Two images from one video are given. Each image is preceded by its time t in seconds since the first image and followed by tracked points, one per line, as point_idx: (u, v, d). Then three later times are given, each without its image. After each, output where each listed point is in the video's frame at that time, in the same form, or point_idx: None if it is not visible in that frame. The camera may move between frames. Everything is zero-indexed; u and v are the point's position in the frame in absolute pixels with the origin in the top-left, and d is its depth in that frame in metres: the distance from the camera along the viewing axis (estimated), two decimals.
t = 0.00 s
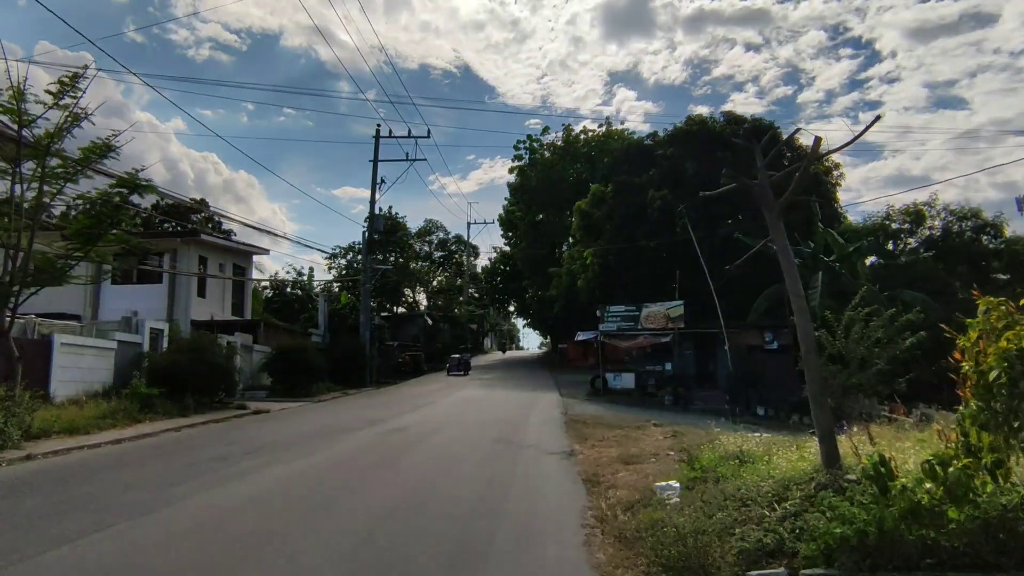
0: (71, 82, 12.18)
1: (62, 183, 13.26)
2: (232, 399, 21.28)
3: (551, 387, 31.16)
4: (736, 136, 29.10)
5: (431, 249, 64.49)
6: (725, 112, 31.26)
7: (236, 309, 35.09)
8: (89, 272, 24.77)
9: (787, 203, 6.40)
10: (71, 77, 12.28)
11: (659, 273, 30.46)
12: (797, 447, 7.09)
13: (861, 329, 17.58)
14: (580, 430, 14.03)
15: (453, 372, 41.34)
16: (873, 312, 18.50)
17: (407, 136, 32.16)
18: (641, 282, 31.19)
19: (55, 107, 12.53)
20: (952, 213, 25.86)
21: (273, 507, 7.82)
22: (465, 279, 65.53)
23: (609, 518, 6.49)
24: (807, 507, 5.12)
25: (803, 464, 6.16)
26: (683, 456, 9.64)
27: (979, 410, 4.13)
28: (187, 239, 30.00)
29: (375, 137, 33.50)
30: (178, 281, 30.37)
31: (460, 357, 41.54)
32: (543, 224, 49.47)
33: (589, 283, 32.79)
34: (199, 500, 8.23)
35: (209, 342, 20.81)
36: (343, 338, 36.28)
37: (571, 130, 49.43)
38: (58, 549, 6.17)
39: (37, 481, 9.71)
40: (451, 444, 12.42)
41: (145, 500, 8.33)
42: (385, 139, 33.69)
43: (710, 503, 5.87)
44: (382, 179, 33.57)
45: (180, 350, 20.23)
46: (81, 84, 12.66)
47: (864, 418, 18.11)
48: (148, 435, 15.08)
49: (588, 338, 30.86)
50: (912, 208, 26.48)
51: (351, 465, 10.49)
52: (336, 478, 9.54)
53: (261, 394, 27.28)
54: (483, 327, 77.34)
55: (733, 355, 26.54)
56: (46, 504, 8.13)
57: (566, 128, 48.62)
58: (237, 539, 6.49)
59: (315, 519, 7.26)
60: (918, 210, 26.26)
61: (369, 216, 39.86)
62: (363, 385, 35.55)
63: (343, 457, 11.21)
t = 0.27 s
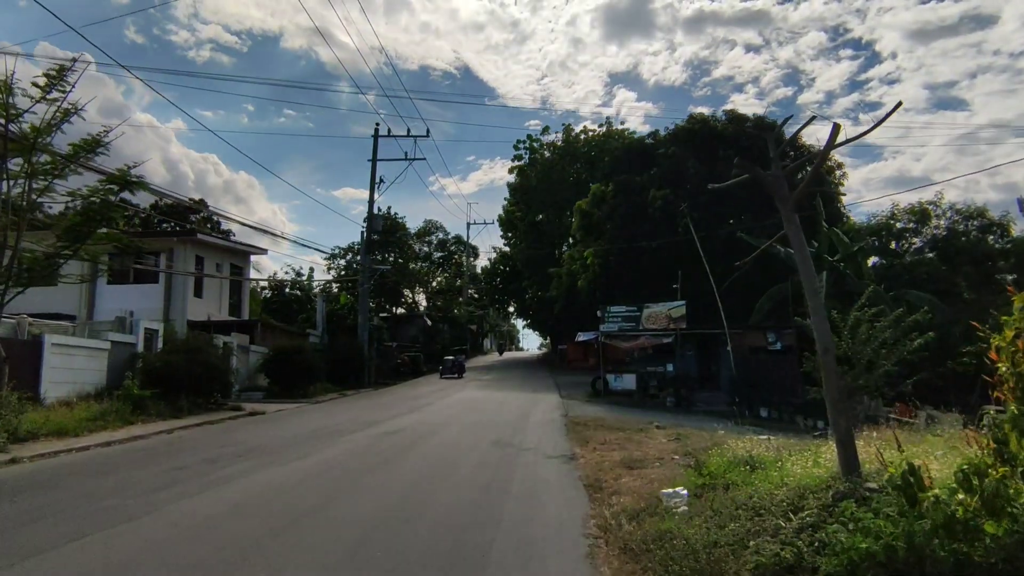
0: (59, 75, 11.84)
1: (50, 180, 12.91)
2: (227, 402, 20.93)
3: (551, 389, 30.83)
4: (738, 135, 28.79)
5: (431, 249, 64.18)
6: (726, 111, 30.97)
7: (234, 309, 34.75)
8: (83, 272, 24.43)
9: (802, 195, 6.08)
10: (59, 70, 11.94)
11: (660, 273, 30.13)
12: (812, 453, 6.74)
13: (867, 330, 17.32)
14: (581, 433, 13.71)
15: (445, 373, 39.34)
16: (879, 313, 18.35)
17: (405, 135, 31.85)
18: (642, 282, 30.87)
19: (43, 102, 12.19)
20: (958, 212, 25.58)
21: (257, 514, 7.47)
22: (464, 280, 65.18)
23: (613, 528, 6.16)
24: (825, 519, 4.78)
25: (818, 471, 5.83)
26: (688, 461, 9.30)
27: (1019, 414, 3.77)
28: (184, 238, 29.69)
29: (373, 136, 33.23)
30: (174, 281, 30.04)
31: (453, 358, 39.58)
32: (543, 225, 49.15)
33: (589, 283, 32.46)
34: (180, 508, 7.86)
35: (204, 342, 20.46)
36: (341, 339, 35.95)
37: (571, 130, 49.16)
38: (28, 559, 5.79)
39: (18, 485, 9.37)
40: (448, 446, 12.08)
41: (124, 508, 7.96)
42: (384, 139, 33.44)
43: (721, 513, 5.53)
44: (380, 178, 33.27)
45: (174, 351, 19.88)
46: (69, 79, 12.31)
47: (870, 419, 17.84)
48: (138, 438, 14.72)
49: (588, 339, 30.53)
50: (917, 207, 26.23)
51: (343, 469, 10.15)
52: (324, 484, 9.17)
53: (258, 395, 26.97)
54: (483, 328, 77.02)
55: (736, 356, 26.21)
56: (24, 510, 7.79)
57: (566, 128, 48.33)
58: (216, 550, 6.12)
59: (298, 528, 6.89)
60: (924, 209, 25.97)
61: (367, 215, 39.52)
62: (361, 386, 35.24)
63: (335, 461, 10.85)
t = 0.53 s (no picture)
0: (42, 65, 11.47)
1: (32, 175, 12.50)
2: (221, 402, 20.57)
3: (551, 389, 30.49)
4: (739, 134, 28.48)
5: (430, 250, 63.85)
6: (727, 109, 30.65)
7: (230, 309, 34.36)
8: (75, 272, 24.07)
9: (815, 183, 5.76)
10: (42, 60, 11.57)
11: (661, 273, 29.79)
12: (826, 460, 6.40)
13: (871, 330, 17.01)
14: (581, 435, 13.37)
15: (437, 376, 37.40)
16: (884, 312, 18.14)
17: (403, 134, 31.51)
18: (643, 282, 30.53)
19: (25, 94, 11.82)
20: (963, 212, 24.96)
21: (240, 521, 7.16)
22: (464, 280, 64.81)
23: (614, 539, 5.81)
24: (843, 532, 4.45)
25: (832, 478, 5.50)
26: (692, 466, 8.97)
27: None
28: (178, 237, 29.33)
29: (370, 134, 32.85)
30: (169, 280, 29.67)
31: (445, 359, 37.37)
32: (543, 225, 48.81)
33: (588, 282, 32.11)
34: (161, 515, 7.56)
35: (197, 343, 20.09)
36: (338, 339, 35.58)
37: (570, 129, 48.84)
38: None
39: None
40: (444, 449, 11.77)
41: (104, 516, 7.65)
42: (381, 137, 33.07)
43: (730, 523, 5.19)
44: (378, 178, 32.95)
45: (166, 352, 19.52)
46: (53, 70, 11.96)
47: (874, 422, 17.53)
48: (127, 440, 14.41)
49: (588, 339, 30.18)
50: (921, 205, 25.84)
51: (334, 473, 9.84)
52: (314, 489, 8.86)
53: (253, 396, 26.62)
54: (482, 328, 76.66)
55: (738, 357, 25.87)
56: None
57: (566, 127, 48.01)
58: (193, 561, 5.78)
59: (282, 536, 6.58)
60: (928, 208, 25.56)
61: (364, 214, 39.13)
62: (359, 387, 34.89)
63: (327, 464, 10.54)
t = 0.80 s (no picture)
0: (25, 58, 11.12)
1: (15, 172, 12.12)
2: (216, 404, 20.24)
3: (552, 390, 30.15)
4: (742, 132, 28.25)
5: (430, 249, 63.59)
6: (730, 107, 30.33)
7: (227, 309, 34.02)
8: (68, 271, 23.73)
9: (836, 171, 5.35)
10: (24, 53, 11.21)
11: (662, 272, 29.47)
12: (844, 466, 6.09)
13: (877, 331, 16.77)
14: (582, 437, 13.02)
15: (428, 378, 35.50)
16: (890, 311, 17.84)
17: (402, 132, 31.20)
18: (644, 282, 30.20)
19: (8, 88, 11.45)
20: (968, 210, 24.59)
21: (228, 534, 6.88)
22: (464, 279, 64.50)
23: (619, 552, 5.46)
24: (870, 550, 4.10)
25: (851, 486, 5.14)
26: (698, 471, 8.67)
27: None
28: (175, 236, 29.02)
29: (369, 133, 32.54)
30: (165, 280, 29.36)
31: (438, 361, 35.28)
32: (543, 224, 48.49)
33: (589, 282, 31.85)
34: (145, 528, 7.27)
35: (191, 343, 19.73)
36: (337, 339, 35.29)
37: (570, 128, 48.52)
38: None
39: None
40: (441, 453, 11.45)
41: (86, 529, 7.37)
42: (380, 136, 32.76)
43: (745, 536, 4.86)
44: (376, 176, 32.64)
45: (160, 352, 19.18)
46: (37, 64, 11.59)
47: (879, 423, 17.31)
48: (119, 443, 14.12)
49: (589, 339, 29.85)
50: (925, 204, 25.61)
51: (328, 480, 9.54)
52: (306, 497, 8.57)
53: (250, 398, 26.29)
54: (483, 328, 76.42)
55: (740, 357, 25.60)
56: None
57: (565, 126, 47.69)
58: None
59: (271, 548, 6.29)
60: (932, 206, 25.32)
61: (363, 214, 38.82)
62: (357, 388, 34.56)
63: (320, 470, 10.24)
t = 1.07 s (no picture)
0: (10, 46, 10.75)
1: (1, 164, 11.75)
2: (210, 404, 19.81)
3: (553, 390, 29.78)
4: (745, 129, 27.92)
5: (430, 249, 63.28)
6: (733, 104, 29.98)
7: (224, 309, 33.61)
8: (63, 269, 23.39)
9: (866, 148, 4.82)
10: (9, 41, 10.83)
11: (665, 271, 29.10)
12: (870, 469, 5.70)
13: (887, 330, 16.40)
14: (585, 438, 12.64)
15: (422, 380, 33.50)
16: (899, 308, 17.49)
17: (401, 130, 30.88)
18: (646, 281, 29.82)
19: None
20: (976, 207, 24.24)
21: (212, 543, 6.48)
22: (464, 279, 64.14)
23: (629, 563, 5.09)
24: (908, 565, 3.73)
25: (881, 491, 4.76)
26: (709, 475, 8.27)
27: None
28: (171, 234, 28.62)
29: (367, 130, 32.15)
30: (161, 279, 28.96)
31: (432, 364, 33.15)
32: (543, 223, 48.13)
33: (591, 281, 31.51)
34: (125, 536, 6.87)
35: (186, 342, 19.36)
36: (335, 338, 34.91)
37: (571, 127, 48.19)
38: None
39: None
40: (439, 455, 11.04)
41: (64, 535, 7.00)
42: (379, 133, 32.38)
43: (767, 547, 4.49)
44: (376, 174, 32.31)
45: (155, 351, 18.78)
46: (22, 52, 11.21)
47: (888, 423, 16.95)
48: (109, 444, 13.72)
49: (590, 338, 29.47)
50: (932, 200, 25.12)
51: (320, 485, 9.12)
52: (296, 503, 8.15)
53: (247, 398, 25.93)
54: (484, 328, 76.08)
55: (744, 357, 25.19)
56: None
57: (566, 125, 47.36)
58: None
59: (256, 560, 5.89)
60: (939, 203, 24.87)
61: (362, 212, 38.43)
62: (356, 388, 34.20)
63: (313, 473, 9.83)
